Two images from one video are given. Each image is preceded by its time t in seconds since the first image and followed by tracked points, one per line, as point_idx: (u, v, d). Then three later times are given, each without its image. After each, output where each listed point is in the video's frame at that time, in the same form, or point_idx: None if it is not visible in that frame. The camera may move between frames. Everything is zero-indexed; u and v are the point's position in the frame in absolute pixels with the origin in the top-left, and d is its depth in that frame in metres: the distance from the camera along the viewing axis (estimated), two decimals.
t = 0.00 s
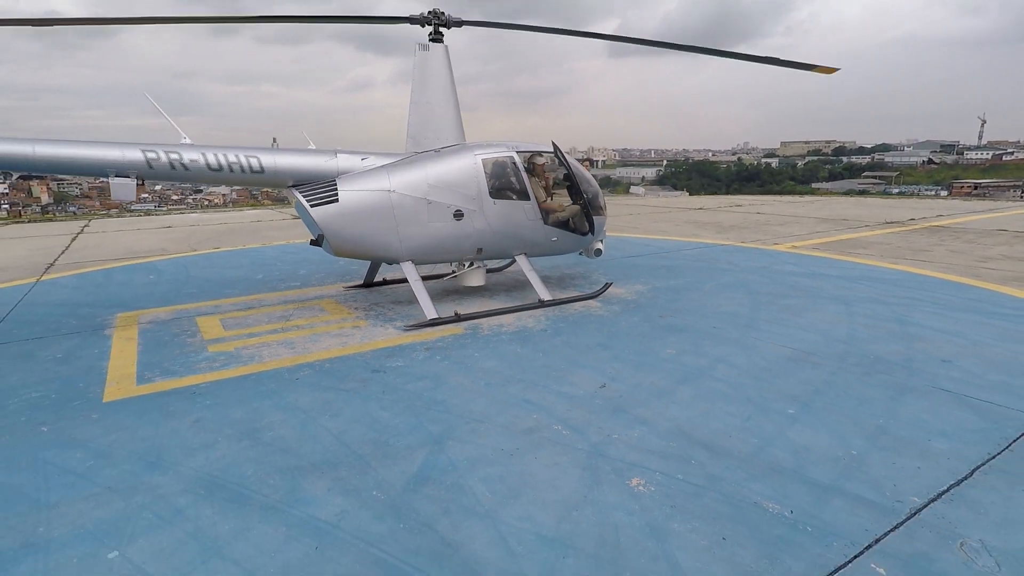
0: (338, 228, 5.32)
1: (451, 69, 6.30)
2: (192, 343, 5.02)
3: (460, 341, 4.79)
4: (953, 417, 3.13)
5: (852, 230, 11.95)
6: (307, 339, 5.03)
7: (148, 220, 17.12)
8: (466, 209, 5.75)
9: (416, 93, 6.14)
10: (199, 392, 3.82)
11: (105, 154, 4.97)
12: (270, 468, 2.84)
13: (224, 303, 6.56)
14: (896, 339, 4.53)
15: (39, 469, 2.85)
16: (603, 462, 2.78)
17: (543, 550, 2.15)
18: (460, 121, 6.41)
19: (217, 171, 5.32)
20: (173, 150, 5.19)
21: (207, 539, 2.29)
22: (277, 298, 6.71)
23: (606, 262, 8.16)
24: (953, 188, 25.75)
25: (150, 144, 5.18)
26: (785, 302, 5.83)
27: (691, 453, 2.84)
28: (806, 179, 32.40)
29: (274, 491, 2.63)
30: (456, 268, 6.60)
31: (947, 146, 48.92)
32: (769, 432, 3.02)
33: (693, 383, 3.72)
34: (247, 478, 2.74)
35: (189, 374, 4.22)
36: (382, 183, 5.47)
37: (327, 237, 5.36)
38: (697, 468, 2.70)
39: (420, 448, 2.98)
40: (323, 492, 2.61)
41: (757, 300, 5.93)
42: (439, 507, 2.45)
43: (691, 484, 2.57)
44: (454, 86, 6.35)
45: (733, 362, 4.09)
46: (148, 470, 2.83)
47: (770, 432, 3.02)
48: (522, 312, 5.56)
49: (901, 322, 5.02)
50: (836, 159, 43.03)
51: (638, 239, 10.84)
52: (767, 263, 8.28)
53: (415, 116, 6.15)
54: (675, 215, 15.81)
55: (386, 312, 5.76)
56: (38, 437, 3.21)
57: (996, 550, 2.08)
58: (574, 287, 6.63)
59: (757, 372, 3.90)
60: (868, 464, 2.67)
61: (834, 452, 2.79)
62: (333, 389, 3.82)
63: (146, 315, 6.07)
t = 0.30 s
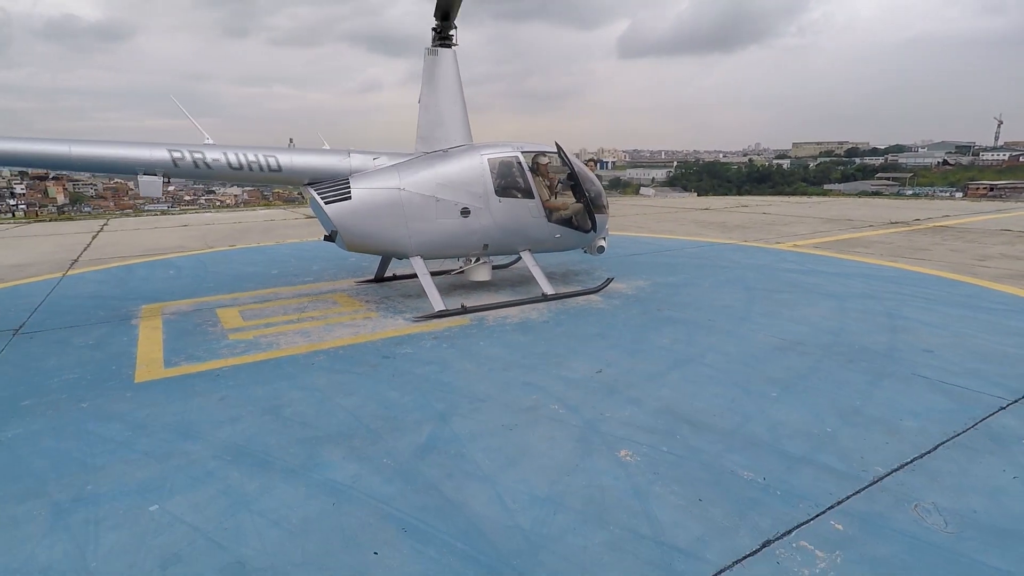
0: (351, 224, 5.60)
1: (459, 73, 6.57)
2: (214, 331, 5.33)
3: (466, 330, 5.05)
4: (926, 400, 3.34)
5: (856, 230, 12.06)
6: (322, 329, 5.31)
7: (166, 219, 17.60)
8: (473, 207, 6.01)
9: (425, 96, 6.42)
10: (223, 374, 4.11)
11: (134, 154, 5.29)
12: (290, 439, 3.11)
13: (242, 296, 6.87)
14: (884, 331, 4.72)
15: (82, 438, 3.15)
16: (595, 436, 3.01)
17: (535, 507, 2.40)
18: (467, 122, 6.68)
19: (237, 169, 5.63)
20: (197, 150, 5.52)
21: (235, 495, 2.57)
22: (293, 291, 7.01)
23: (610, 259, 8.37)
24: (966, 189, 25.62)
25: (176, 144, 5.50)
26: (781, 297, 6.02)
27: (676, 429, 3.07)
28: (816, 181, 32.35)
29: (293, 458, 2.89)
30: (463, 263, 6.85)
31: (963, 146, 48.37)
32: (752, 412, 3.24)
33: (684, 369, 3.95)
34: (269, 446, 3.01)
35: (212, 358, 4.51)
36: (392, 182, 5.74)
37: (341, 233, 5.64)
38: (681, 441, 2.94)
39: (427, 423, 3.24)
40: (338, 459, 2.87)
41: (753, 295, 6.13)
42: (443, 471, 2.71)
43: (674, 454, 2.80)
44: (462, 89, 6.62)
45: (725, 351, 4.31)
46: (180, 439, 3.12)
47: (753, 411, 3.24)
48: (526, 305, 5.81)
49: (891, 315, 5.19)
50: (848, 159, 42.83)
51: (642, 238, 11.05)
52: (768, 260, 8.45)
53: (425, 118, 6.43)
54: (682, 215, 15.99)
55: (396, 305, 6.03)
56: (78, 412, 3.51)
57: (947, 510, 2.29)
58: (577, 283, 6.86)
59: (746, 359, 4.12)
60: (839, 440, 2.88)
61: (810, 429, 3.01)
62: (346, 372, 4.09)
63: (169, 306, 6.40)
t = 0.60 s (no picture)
0: (374, 223, 5.90)
1: (477, 78, 6.82)
2: (245, 324, 5.67)
3: (481, 325, 5.31)
4: (918, 393, 3.51)
5: (871, 231, 12.07)
6: (345, 322, 5.62)
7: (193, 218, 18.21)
8: (490, 208, 6.26)
9: (444, 101, 6.68)
10: (256, 362, 4.43)
11: (173, 157, 5.65)
12: (320, 420, 3.40)
13: (268, 292, 7.22)
14: (886, 329, 4.87)
15: (133, 417, 3.47)
16: (601, 421, 3.25)
17: (543, 481, 2.64)
18: (485, 126, 6.93)
19: (268, 172, 5.98)
20: (231, 153, 5.87)
21: (274, 467, 2.85)
22: (316, 287, 7.34)
23: (623, 259, 8.57)
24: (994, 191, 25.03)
25: (211, 148, 5.86)
26: (789, 296, 6.18)
27: (678, 416, 3.29)
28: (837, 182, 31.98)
29: (325, 437, 3.18)
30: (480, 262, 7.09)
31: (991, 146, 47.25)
32: (750, 402, 3.44)
33: (687, 362, 4.16)
34: (302, 427, 3.31)
35: (245, 348, 4.83)
36: (413, 183, 6.02)
37: (364, 232, 5.94)
38: (681, 426, 3.16)
39: (446, 407, 3.51)
40: (365, 437, 3.15)
41: (761, 294, 6.29)
42: (461, 450, 2.97)
43: (674, 438, 3.03)
44: (480, 94, 6.87)
45: (728, 346, 4.50)
46: (221, 419, 3.42)
47: (751, 401, 3.45)
48: (540, 302, 6.04)
49: (895, 314, 5.33)
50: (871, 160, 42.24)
51: (656, 238, 11.21)
52: (779, 261, 8.57)
53: (444, 122, 6.70)
54: (697, 216, 16.12)
55: (415, 301, 6.31)
56: (127, 394, 3.85)
57: (923, 490, 2.49)
58: (589, 281, 7.07)
59: (749, 354, 4.31)
60: (830, 427, 3.08)
61: (803, 417, 3.21)
62: (370, 362, 4.38)
63: (202, 300, 6.77)
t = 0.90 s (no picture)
0: (390, 220, 6.16)
1: (489, 81, 7.08)
2: (267, 315, 5.95)
3: (493, 317, 5.56)
4: (905, 379, 3.72)
5: (876, 230, 12.23)
6: (363, 314, 5.89)
7: (208, 216, 18.62)
8: (500, 205, 6.52)
9: (457, 103, 6.95)
10: (281, 349, 4.71)
11: (201, 157, 5.96)
12: (344, 400, 3.66)
13: (287, 286, 7.51)
14: (881, 322, 5.07)
15: (172, 396, 3.75)
16: (605, 402, 3.49)
17: (551, 452, 2.88)
18: (496, 127, 7.19)
19: (290, 171, 6.28)
20: (256, 153, 6.18)
21: (304, 439, 3.12)
22: (333, 282, 7.62)
23: (629, 256, 8.80)
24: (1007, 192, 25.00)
25: (236, 148, 6.17)
26: (789, 291, 6.38)
27: (677, 397, 3.52)
28: (846, 182, 31.98)
29: (350, 414, 3.45)
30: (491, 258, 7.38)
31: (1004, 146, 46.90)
32: (745, 386, 3.67)
33: (688, 351, 4.39)
34: (328, 405, 3.57)
35: (270, 337, 5.12)
36: (427, 182, 6.29)
37: (380, 228, 6.21)
38: (679, 407, 3.39)
39: (461, 389, 3.76)
40: (386, 414, 3.42)
41: (762, 289, 6.51)
42: (475, 425, 3.23)
43: (673, 417, 3.26)
44: (491, 96, 7.12)
45: (728, 337, 4.72)
46: (253, 398, 3.70)
47: (746, 386, 3.68)
48: (549, 296, 6.28)
49: (891, 308, 5.52)
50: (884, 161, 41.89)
51: (662, 236, 11.43)
52: (782, 259, 8.77)
53: (457, 124, 6.97)
54: (705, 216, 16.26)
55: (428, 295, 6.58)
56: (163, 376, 4.13)
57: (901, 462, 2.71)
58: (596, 277, 7.31)
59: (747, 344, 4.53)
60: (819, 409, 3.30)
61: (794, 400, 3.43)
62: (388, 349, 4.64)
63: (224, 293, 7.07)
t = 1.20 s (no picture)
0: (397, 219, 6.40)
1: (493, 85, 7.30)
2: (280, 310, 6.20)
3: (496, 312, 5.80)
4: (886, 369, 3.95)
5: (872, 230, 12.44)
6: (371, 309, 6.13)
7: (216, 216, 18.92)
8: (503, 205, 6.75)
9: (462, 106, 7.18)
10: (295, 341, 4.95)
11: (218, 158, 6.22)
12: (357, 387, 3.90)
13: (297, 283, 7.76)
14: (868, 317, 5.30)
15: (196, 384, 3.99)
16: (602, 389, 3.72)
17: (550, 433, 3.12)
18: (499, 129, 7.42)
19: (302, 172, 6.54)
20: (269, 155, 6.43)
21: (322, 421, 3.36)
22: (341, 279, 7.87)
23: (629, 255, 9.03)
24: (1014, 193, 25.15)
25: (251, 150, 6.42)
26: (783, 288, 6.61)
27: (670, 386, 3.75)
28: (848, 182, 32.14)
29: (363, 399, 3.68)
30: (495, 256, 7.62)
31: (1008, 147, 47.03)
32: (734, 375, 3.90)
33: (682, 343, 4.62)
34: (342, 392, 3.81)
35: (283, 331, 5.36)
36: (433, 182, 6.52)
37: (388, 227, 6.44)
38: (671, 394, 3.62)
39: (467, 378, 4.00)
40: (397, 400, 3.66)
41: (757, 287, 6.73)
42: (480, 410, 3.46)
43: (665, 403, 3.49)
44: (495, 99, 7.35)
45: (721, 331, 4.95)
46: (272, 385, 3.93)
47: (735, 375, 3.91)
48: (550, 293, 6.51)
49: (880, 304, 5.74)
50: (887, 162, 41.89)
51: (662, 236, 11.66)
52: (778, 257, 8.99)
53: (462, 126, 7.20)
54: (706, 215, 16.48)
55: (434, 291, 6.82)
56: (185, 365, 4.37)
57: (873, 442, 2.94)
58: (596, 274, 7.54)
59: (739, 337, 4.75)
60: (802, 396, 3.53)
61: (780, 388, 3.66)
62: (396, 341, 4.88)
63: (237, 290, 7.32)
